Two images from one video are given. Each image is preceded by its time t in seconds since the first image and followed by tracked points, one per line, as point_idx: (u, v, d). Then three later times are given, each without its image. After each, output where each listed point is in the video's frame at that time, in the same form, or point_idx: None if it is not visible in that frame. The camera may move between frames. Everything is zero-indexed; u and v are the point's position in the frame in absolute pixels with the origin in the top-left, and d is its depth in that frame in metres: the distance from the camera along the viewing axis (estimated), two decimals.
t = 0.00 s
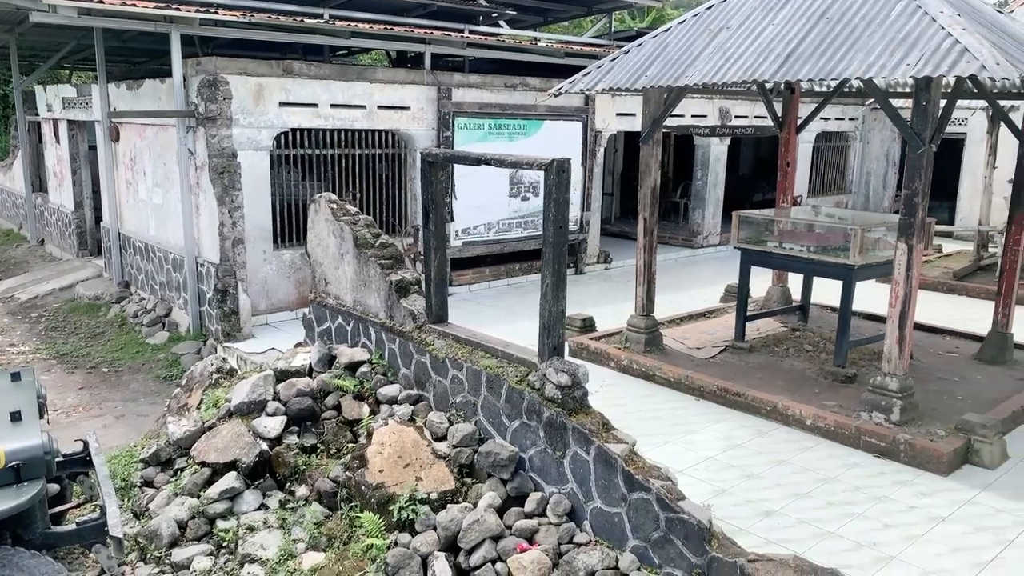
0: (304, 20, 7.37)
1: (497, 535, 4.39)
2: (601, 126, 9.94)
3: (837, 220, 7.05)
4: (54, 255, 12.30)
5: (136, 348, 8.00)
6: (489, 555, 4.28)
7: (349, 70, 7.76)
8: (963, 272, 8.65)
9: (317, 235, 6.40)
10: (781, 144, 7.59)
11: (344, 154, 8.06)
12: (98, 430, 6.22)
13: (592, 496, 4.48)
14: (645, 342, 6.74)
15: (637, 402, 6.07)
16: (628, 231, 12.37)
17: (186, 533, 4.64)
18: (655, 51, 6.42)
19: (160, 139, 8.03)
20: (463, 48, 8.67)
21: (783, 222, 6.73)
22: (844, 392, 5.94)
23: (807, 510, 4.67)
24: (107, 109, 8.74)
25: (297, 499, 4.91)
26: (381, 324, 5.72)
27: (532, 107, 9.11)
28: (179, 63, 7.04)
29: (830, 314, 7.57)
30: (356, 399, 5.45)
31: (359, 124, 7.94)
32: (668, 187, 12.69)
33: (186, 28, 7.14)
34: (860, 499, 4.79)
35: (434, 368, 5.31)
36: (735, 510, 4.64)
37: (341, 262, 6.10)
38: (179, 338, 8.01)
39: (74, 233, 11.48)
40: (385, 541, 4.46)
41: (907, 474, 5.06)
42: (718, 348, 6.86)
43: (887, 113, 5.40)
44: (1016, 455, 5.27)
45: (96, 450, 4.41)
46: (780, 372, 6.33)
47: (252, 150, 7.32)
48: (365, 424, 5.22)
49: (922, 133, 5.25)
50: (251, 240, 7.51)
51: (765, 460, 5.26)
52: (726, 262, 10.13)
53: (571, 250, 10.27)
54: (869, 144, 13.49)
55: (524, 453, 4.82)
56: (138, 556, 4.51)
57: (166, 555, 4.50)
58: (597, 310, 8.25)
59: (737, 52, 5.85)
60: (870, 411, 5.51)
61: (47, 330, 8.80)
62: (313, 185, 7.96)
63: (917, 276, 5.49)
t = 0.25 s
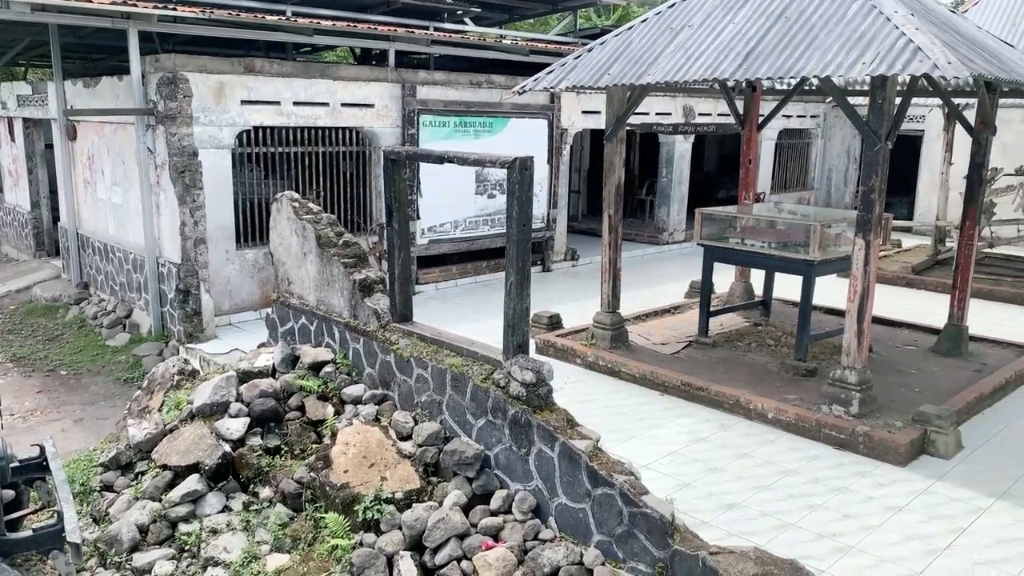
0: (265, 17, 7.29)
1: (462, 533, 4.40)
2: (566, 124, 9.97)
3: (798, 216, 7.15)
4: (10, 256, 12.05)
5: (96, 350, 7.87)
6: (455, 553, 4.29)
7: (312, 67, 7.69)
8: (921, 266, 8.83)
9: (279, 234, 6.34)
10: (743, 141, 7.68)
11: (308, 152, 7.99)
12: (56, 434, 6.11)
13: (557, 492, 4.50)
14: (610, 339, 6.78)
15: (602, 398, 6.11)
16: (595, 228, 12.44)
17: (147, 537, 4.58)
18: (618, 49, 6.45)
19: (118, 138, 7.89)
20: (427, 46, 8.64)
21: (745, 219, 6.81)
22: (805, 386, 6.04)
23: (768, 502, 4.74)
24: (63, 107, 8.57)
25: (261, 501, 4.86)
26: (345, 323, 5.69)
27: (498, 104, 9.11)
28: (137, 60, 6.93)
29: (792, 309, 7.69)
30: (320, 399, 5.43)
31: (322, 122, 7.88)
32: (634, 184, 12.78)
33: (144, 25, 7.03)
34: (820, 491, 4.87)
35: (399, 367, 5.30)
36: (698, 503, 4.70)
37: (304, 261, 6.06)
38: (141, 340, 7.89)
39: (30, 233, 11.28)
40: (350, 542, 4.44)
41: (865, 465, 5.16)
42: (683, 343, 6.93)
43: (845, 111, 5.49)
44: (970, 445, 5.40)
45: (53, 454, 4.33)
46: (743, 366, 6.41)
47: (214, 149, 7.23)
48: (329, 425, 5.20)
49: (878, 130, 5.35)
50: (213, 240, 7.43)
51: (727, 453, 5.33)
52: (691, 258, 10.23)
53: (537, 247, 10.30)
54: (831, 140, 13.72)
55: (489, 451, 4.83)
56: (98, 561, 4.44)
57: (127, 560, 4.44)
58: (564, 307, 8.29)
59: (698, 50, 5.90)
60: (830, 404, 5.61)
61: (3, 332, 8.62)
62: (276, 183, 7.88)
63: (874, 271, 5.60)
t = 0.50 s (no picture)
0: (225, 14, 7.19)
1: (428, 533, 4.40)
2: (530, 123, 10.00)
3: (758, 214, 7.26)
4: None
5: (53, 354, 7.71)
6: (420, 553, 4.29)
7: (273, 66, 7.61)
8: (878, 263, 9.02)
9: (240, 234, 6.27)
10: (705, 140, 7.77)
11: (270, 152, 7.92)
12: (12, 441, 5.98)
13: (522, 491, 4.52)
14: (575, 337, 6.82)
15: (567, 396, 6.15)
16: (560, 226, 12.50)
17: (106, 544, 4.51)
18: (581, 49, 6.49)
19: (74, 137, 7.73)
20: (391, 44, 8.60)
21: (707, 217, 6.90)
22: (766, 381, 6.14)
23: (730, 497, 4.82)
24: (16, 106, 8.37)
25: (224, 505, 4.81)
26: (308, 325, 5.66)
27: (462, 103, 9.10)
28: (92, 58, 6.79)
29: (754, 306, 7.80)
30: (283, 401, 5.38)
31: (284, 121, 7.81)
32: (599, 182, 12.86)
33: (99, 22, 6.89)
34: (780, 484, 4.96)
35: (362, 368, 5.28)
36: (662, 499, 4.76)
37: (265, 262, 6.00)
38: (99, 343, 7.74)
39: None
40: (315, 544, 4.41)
41: (824, 459, 5.27)
42: (647, 341, 7.00)
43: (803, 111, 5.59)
44: (925, 437, 5.53)
45: (8, 461, 4.24)
46: (705, 363, 6.50)
47: (173, 149, 7.12)
48: (293, 427, 5.16)
49: (835, 129, 5.45)
50: (173, 241, 7.32)
51: (690, 449, 5.40)
52: (655, 256, 10.34)
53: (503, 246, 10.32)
54: (791, 139, 13.95)
55: (454, 451, 4.84)
56: (56, 569, 4.35)
57: (86, 568, 4.36)
58: (530, 306, 8.32)
59: (659, 50, 5.96)
60: (790, 399, 5.71)
61: None
62: (237, 183, 7.79)
63: (832, 267, 5.71)
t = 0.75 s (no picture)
0: (170, 11, 7.06)
1: (381, 533, 4.39)
2: (484, 121, 10.01)
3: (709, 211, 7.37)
4: None
5: None
6: (374, 553, 4.28)
7: (221, 64, 7.50)
8: (825, 257, 9.23)
9: (187, 235, 6.17)
10: (656, 138, 7.86)
11: (218, 151, 7.80)
12: None
13: (476, 488, 4.54)
14: (530, 334, 6.85)
15: (521, 393, 6.17)
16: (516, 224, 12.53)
17: (51, 554, 4.40)
18: (532, 47, 6.51)
19: (13, 137, 7.51)
20: (342, 42, 8.53)
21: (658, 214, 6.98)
22: (716, 374, 6.25)
23: (682, 489, 4.89)
24: None
25: (173, 510, 4.73)
26: (258, 326, 5.59)
27: (415, 101, 9.07)
28: (31, 55, 6.61)
29: (706, 301, 7.93)
30: (234, 404, 5.32)
31: (233, 120, 7.69)
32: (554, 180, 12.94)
33: (38, 19, 6.70)
34: (730, 475, 5.06)
35: (314, 369, 5.24)
36: (615, 493, 4.82)
37: (214, 263, 5.92)
38: (43, 348, 7.55)
39: None
40: (267, 547, 4.36)
41: (772, 449, 5.38)
42: (601, 337, 7.06)
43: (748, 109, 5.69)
44: (869, 426, 5.69)
45: None
46: (658, 357, 6.58)
47: (118, 148, 6.97)
48: (243, 430, 5.10)
49: (779, 127, 5.57)
50: (118, 242, 7.16)
51: (643, 443, 5.47)
52: (609, 252, 10.43)
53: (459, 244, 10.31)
54: (741, 136, 14.19)
55: (407, 451, 4.83)
56: None
57: None
58: (485, 304, 8.33)
59: (608, 49, 6.01)
60: (739, 391, 5.82)
61: None
62: (185, 183, 7.66)
63: (778, 262, 5.83)
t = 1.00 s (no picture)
0: (109, 6, 6.89)
1: (332, 533, 4.35)
2: (435, 118, 9.97)
3: (659, 206, 7.47)
4: None
5: None
6: (325, 554, 4.24)
7: (164, 60, 7.35)
8: (773, 252, 9.42)
9: (130, 235, 6.03)
10: (606, 135, 7.93)
11: (162, 150, 7.65)
12: None
13: (427, 486, 4.53)
14: (483, 331, 6.85)
15: (474, 390, 6.18)
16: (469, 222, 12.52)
17: None
18: (480, 44, 6.51)
19: None
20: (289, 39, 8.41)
21: (608, 211, 7.04)
22: (667, 367, 6.33)
23: (632, 482, 4.95)
24: None
25: (117, 517, 4.61)
26: (204, 327, 5.50)
27: (364, 99, 9.00)
28: None
29: (656, 296, 8.02)
30: (180, 406, 5.22)
31: (177, 118, 7.54)
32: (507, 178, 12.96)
33: None
34: (680, 466, 5.14)
35: (262, 370, 5.17)
36: (567, 486, 4.85)
37: (157, 263, 5.80)
38: None
39: None
40: (215, 551, 4.27)
41: (721, 440, 5.48)
42: (553, 333, 7.10)
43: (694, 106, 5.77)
44: (814, 416, 5.82)
45: None
46: (609, 352, 6.65)
47: (56, 147, 6.78)
48: (190, 432, 5.01)
49: (724, 123, 5.66)
50: (58, 244, 6.97)
51: (595, 437, 5.52)
52: (562, 249, 10.49)
53: (411, 243, 10.27)
54: (690, 134, 14.38)
55: (358, 450, 4.80)
56: None
57: None
58: (438, 302, 8.31)
59: (557, 46, 6.04)
60: (688, 383, 5.91)
61: None
62: (128, 182, 7.48)
63: (725, 256, 5.93)
